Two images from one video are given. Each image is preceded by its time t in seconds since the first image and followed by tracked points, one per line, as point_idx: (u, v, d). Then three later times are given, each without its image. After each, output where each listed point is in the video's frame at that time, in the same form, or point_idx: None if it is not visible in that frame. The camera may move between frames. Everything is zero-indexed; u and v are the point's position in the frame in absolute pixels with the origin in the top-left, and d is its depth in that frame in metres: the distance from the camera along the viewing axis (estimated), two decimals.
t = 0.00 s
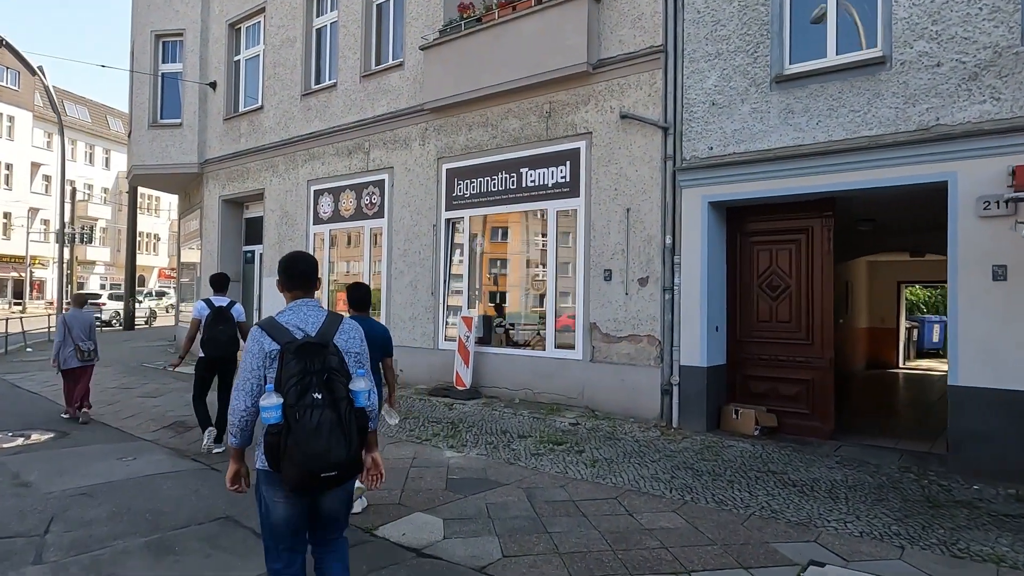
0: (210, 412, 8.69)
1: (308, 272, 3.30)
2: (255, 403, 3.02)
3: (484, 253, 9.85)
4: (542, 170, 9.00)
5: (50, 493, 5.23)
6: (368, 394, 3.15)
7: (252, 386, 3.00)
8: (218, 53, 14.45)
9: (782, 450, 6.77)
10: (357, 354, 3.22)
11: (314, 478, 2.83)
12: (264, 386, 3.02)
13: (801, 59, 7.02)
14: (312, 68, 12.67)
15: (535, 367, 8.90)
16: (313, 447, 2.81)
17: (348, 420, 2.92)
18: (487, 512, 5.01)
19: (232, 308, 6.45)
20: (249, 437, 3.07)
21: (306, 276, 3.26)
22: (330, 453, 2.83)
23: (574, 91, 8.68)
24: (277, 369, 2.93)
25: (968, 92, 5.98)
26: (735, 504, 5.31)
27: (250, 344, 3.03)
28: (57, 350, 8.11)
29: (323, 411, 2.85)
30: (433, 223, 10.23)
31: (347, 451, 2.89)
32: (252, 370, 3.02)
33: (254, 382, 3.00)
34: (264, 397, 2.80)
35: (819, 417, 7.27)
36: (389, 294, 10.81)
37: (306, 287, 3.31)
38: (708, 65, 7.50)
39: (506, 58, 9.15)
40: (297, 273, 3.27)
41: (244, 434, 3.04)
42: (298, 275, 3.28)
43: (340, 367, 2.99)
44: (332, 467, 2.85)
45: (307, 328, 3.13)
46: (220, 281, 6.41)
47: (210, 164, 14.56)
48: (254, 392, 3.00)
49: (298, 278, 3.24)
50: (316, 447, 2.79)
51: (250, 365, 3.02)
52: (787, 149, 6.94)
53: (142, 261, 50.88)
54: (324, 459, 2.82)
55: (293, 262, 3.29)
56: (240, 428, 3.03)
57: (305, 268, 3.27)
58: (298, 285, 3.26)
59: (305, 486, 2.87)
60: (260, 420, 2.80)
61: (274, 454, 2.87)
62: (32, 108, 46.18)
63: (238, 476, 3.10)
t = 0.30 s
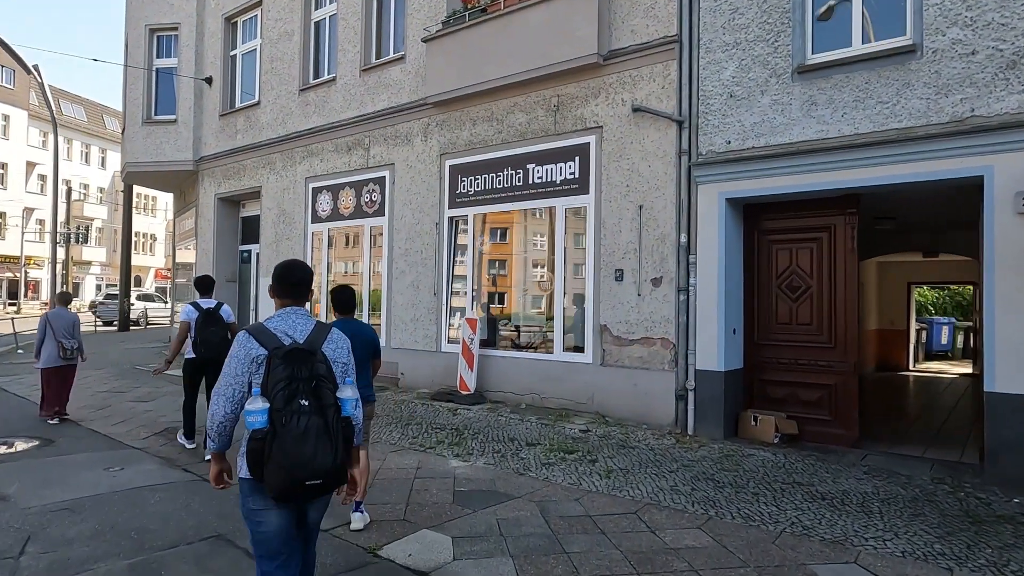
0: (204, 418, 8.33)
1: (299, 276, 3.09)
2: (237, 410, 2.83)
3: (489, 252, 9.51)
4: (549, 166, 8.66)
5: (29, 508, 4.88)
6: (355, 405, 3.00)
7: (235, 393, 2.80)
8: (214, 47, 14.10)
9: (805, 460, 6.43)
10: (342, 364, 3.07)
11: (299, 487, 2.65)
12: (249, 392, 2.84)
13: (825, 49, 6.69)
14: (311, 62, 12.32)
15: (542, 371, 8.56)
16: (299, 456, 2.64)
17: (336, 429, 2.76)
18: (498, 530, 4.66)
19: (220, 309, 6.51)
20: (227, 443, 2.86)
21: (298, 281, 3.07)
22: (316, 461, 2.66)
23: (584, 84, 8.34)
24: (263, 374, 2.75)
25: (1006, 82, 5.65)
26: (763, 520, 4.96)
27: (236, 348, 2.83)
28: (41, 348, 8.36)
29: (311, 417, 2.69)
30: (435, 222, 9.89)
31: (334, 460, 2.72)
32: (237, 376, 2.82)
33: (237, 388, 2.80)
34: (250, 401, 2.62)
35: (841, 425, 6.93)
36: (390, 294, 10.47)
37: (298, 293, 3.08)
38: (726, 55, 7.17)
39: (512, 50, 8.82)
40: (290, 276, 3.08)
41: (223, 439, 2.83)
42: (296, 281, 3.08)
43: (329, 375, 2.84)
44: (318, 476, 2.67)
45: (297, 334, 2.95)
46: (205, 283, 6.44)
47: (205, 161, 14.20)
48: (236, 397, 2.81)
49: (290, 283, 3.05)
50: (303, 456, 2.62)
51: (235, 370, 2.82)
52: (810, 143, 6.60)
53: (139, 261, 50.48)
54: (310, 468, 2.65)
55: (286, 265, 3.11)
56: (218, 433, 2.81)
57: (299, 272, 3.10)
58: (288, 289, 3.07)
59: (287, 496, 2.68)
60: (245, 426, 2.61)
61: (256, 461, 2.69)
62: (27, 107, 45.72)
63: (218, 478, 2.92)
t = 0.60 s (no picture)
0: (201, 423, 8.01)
1: (300, 265, 3.09)
2: (242, 400, 2.87)
3: (497, 251, 9.20)
4: (560, 161, 8.35)
5: (13, 522, 4.56)
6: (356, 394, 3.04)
7: (240, 382, 2.84)
8: (212, 43, 13.78)
9: (833, 467, 6.12)
10: (345, 354, 3.10)
11: (302, 476, 2.70)
12: (252, 382, 2.87)
13: (852, 37, 6.41)
14: (311, 57, 12.00)
15: (552, 374, 8.25)
16: (302, 445, 2.69)
17: (338, 419, 2.80)
18: (517, 545, 4.35)
19: (207, 309, 6.37)
20: (239, 434, 2.90)
21: (301, 270, 3.08)
22: (319, 450, 2.71)
23: (596, 76, 8.04)
24: (266, 364, 2.79)
25: None
26: (800, 533, 4.65)
27: (240, 338, 2.87)
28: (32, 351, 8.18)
29: (314, 408, 2.73)
30: (441, 220, 9.57)
31: (337, 450, 2.76)
32: (242, 365, 2.86)
33: (242, 377, 2.85)
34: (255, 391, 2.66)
35: (868, 430, 6.62)
36: (393, 295, 10.15)
37: (299, 282, 3.09)
38: (748, 45, 6.87)
39: (521, 42, 8.52)
40: (291, 266, 3.09)
41: (233, 429, 2.87)
42: (296, 271, 3.08)
43: (331, 365, 2.88)
44: (322, 465, 2.72)
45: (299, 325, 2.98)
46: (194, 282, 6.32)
47: (203, 159, 13.86)
48: (241, 387, 2.85)
49: (291, 274, 3.07)
50: (306, 445, 2.67)
51: (239, 360, 2.86)
52: (838, 135, 6.31)
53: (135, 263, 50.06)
54: (313, 457, 2.70)
55: (286, 255, 3.11)
56: (229, 423, 2.86)
57: (299, 262, 3.10)
58: (289, 279, 3.09)
59: (291, 484, 2.73)
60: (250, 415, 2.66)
61: (260, 450, 2.74)
62: (23, 108, 45.23)
63: (223, 480, 2.92)
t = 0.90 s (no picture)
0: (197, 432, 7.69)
1: (275, 278, 2.98)
2: (220, 418, 2.71)
3: (504, 253, 8.90)
4: (571, 160, 8.06)
5: None
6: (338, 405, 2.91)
7: (215, 400, 2.68)
8: (210, 40, 13.48)
9: (863, 479, 5.81)
10: (326, 362, 2.96)
11: (281, 492, 2.56)
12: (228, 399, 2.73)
13: (880, 29, 6.14)
14: (312, 54, 11.71)
15: (562, 380, 7.95)
16: (281, 460, 2.55)
17: (318, 431, 2.67)
18: (536, 567, 4.04)
19: (195, 312, 6.13)
20: (220, 454, 2.75)
21: (276, 286, 2.97)
22: (299, 462, 2.57)
23: (608, 71, 7.75)
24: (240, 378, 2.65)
25: None
26: (837, 554, 4.34)
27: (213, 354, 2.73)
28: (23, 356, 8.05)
29: (292, 420, 2.59)
30: (446, 220, 9.27)
31: (318, 461, 2.63)
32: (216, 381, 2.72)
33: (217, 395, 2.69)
34: (229, 407, 2.53)
35: (896, 440, 6.32)
36: (396, 298, 9.84)
37: (272, 293, 2.96)
38: (769, 37, 6.60)
39: (530, 37, 8.24)
40: (263, 278, 2.96)
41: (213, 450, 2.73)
42: (268, 282, 2.95)
43: (309, 375, 2.74)
44: (302, 478, 2.59)
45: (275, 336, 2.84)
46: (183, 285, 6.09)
47: (200, 159, 13.55)
48: (216, 405, 2.69)
49: (265, 286, 2.94)
50: (284, 460, 2.53)
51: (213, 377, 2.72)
52: (866, 131, 6.02)
53: (132, 266, 49.65)
54: (292, 472, 2.56)
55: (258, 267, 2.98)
56: (209, 444, 2.70)
57: (271, 273, 2.97)
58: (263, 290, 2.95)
59: (272, 500, 2.59)
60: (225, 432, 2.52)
61: (239, 467, 2.60)
62: (20, 109, 44.92)
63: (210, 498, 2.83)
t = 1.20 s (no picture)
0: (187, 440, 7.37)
1: (233, 273, 3.08)
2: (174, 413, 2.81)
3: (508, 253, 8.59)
4: (577, 157, 7.75)
5: None
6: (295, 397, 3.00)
7: (171, 396, 2.78)
8: (204, 36, 13.15)
9: (889, 493, 5.51)
10: (286, 357, 3.04)
11: (233, 486, 2.64)
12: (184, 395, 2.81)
13: (905, 18, 5.85)
14: (309, 50, 11.39)
15: (568, 386, 7.64)
16: (232, 455, 2.63)
17: (271, 427, 2.74)
18: None
19: (182, 314, 5.79)
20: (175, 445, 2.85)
21: (227, 277, 3.05)
22: (251, 459, 2.66)
23: (617, 65, 7.45)
24: (195, 375, 2.73)
25: None
26: None
27: (171, 352, 2.81)
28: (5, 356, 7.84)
29: (244, 417, 2.67)
30: (447, 220, 8.96)
31: (269, 458, 2.71)
32: (173, 378, 2.80)
33: (172, 391, 2.79)
34: (181, 403, 2.61)
35: (921, 450, 6.02)
36: (395, 301, 9.53)
37: (228, 290, 3.05)
38: (787, 28, 6.30)
39: (535, 30, 7.95)
40: (221, 275, 3.05)
41: (169, 441, 2.82)
42: (224, 279, 3.04)
43: (264, 372, 2.82)
44: (254, 475, 2.67)
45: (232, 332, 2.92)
46: (167, 285, 5.76)
47: (195, 158, 13.22)
48: (172, 400, 2.79)
49: (224, 282, 3.04)
50: (235, 455, 2.62)
51: (170, 373, 2.80)
52: (890, 126, 5.72)
53: (128, 268, 49.20)
54: (244, 467, 2.64)
55: (216, 263, 3.07)
56: (162, 437, 2.80)
57: (228, 270, 3.07)
58: (220, 287, 3.05)
59: (224, 496, 2.68)
60: (176, 427, 2.60)
61: (192, 463, 2.69)
62: (14, 109, 44.44)
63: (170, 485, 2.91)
